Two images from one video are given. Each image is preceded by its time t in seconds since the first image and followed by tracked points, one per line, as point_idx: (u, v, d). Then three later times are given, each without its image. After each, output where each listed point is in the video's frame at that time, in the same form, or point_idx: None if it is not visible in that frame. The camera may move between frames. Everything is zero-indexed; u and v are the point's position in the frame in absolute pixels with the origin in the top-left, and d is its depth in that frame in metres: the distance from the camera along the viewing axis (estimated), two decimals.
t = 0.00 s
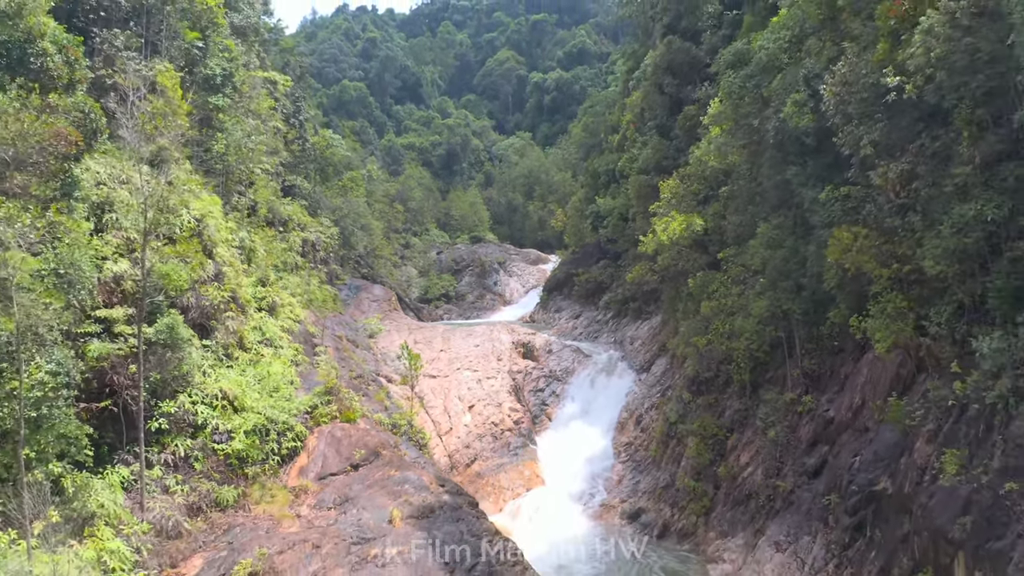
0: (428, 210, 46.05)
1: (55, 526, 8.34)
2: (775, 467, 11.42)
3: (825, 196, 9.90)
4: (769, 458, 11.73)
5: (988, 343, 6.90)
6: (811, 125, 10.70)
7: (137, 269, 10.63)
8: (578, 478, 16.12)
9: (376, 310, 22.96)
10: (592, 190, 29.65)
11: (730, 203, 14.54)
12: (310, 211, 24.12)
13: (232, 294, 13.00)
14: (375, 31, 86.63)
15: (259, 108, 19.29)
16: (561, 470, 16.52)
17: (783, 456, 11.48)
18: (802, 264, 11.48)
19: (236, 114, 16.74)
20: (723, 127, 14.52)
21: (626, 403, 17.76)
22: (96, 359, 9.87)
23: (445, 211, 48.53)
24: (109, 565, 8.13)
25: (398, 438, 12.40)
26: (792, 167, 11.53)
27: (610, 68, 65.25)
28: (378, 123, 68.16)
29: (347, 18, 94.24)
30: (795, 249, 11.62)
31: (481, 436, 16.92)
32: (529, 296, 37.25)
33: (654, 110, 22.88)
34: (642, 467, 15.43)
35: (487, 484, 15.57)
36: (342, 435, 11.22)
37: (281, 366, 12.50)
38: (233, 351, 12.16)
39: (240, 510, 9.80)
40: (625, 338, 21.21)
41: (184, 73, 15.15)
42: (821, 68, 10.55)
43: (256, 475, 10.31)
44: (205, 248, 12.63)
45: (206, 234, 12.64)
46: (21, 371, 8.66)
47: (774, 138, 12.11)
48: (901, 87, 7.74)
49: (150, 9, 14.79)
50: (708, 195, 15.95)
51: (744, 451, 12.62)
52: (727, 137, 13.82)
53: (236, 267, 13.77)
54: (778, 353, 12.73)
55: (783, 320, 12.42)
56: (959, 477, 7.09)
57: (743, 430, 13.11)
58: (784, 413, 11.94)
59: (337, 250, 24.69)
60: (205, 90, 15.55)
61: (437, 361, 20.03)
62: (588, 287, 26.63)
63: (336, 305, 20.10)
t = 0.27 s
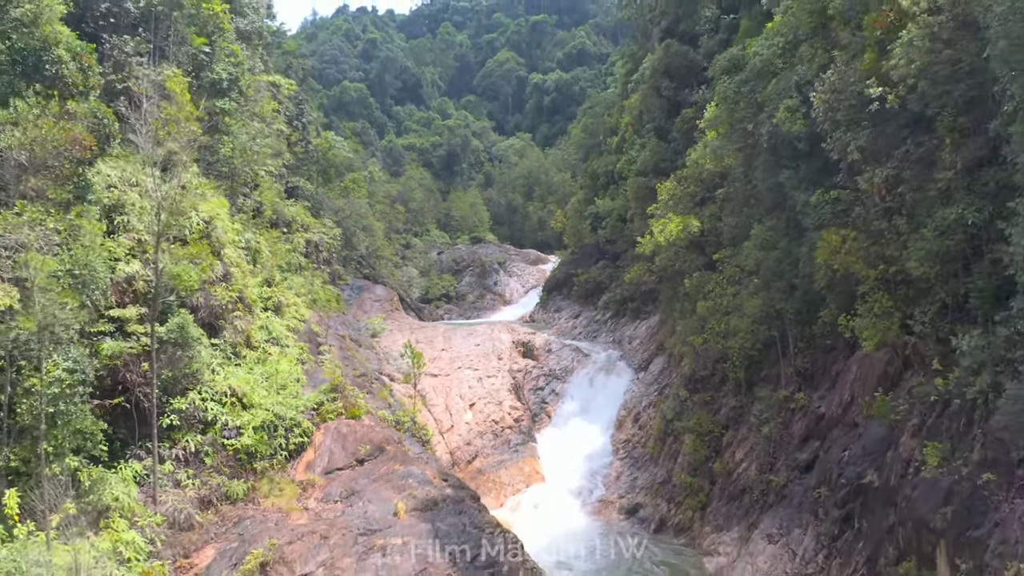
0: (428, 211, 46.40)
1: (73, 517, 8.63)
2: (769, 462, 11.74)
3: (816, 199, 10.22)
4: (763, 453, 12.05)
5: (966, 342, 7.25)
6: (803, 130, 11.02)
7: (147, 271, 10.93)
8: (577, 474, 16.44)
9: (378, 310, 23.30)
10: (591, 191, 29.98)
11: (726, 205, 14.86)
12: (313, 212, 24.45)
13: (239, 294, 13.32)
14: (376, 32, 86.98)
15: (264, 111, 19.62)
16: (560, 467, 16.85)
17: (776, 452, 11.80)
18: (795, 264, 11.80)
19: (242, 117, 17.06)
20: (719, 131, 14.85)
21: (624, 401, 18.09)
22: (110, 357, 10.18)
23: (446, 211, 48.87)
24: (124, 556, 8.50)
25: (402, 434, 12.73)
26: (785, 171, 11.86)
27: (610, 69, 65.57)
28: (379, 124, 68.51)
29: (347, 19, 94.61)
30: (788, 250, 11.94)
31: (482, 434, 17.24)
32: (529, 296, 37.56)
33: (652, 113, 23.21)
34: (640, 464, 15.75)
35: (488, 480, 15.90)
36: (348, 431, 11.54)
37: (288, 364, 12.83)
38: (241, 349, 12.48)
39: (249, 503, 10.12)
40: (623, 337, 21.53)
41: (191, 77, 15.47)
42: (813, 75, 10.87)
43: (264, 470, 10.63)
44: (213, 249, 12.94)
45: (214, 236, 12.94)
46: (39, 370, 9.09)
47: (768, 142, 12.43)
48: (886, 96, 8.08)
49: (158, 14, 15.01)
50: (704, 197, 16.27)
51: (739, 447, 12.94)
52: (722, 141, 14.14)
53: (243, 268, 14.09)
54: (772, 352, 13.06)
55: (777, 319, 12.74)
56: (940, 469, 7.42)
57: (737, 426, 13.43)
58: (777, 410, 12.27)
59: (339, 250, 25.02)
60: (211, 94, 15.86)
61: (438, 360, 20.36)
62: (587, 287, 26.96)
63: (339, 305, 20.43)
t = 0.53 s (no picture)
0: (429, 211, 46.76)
1: (91, 508, 8.92)
2: (761, 457, 12.11)
3: (805, 202, 10.62)
4: (756, 449, 12.43)
5: (944, 339, 7.66)
6: (794, 136, 11.40)
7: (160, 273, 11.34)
8: (576, 470, 16.84)
9: (381, 310, 23.68)
10: (590, 193, 30.37)
11: (721, 208, 15.24)
12: (316, 214, 24.86)
13: (248, 295, 13.71)
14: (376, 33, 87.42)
15: (269, 114, 20.01)
16: (559, 463, 17.24)
17: (768, 447, 12.19)
18: (786, 266, 12.20)
19: (247, 121, 17.43)
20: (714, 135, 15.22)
21: (622, 399, 18.49)
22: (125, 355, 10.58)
23: (446, 212, 49.26)
24: (141, 544, 8.76)
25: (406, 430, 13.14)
26: (777, 175, 12.24)
27: (609, 71, 65.91)
28: (379, 125, 68.90)
29: (347, 20, 95.08)
30: (780, 251, 12.33)
31: (483, 431, 17.65)
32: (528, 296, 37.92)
33: (649, 116, 23.60)
34: (638, 459, 16.13)
35: (489, 476, 16.31)
36: (354, 426, 11.96)
37: (295, 362, 13.22)
38: (250, 347, 12.87)
39: (260, 496, 10.49)
40: (622, 337, 21.93)
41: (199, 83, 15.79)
42: (803, 82, 11.26)
43: (274, 464, 11.02)
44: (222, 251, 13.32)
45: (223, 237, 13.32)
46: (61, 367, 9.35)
47: (760, 147, 12.80)
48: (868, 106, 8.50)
49: (168, 22, 15.31)
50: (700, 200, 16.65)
51: (733, 443, 13.32)
52: (717, 145, 14.53)
53: (251, 269, 14.47)
54: (765, 350, 13.47)
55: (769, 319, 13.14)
56: (920, 460, 7.80)
57: (731, 423, 13.82)
58: (769, 406, 12.67)
59: (342, 251, 25.41)
60: (218, 99, 16.26)
61: (440, 358, 20.76)
62: (586, 287, 27.36)
63: (342, 305, 20.84)
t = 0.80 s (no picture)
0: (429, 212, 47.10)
1: (107, 500, 9.19)
2: (756, 453, 12.44)
3: (797, 204, 10.95)
4: (750, 445, 12.76)
5: (927, 337, 8.00)
6: (787, 140, 11.72)
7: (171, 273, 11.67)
8: (575, 466, 17.16)
9: (383, 310, 24.02)
10: (590, 194, 30.70)
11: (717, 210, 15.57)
12: (319, 215, 25.19)
13: (255, 295, 14.04)
14: (377, 33, 87.69)
15: (274, 117, 20.33)
16: (559, 460, 17.57)
17: (761, 443, 12.51)
18: (780, 266, 12.54)
19: (253, 123, 17.74)
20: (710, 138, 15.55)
21: (621, 397, 18.83)
22: (137, 353, 10.88)
23: (447, 212, 49.58)
24: (155, 535, 9.04)
25: (409, 426, 13.48)
26: (771, 178, 12.56)
27: (608, 72, 66.24)
28: (380, 126, 69.20)
29: (348, 21, 95.36)
30: (774, 252, 12.68)
31: (484, 428, 18.00)
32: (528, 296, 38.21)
33: (648, 118, 23.93)
34: (635, 456, 16.46)
35: (490, 472, 16.65)
36: (359, 422, 12.32)
37: (301, 360, 13.57)
38: (257, 346, 13.21)
39: (268, 490, 10.81)
40: (620, 336, 22.27)
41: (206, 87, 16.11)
42: (796, 88, 11.60)
43: (282, 459, 11.36)
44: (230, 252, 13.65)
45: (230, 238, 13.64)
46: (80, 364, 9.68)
47: (755, 150, 13.13)
48: (854, 114, 8.86)
49: (176, 27, 15.59)
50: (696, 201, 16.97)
51: (728, 440, 13.65)
52: (713, 148, 14.85)
53: (257, 270, 14.81)
54: (759, 348, 13.82)
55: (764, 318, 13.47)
56: (905, 453, 8.12)
57: (727, 420, 14.15)
58: (763, 403, 13.02)
59: (344, 251, 25.73)
60: (224, 102, 16.59)
61: (441, 357, 21.09)
62: (585, 287, 27.70)
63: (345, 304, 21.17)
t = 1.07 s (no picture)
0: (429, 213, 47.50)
1: (125, 492, 9.58)
2: (750, 448, 12.82)
3: (789, 208, 11.35)
4: (744, 440, 13.15)
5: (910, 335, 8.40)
6: (779, 145, 12.12)
7: (182, 274, 12.05)
8: (575, 463, 17.54)
9: (386, 309, 24.43)
10: (589, 195, 31.10)
11: (713, 212, 15.97)
12: (322, 216, 25.60)
13: (263, 295, 14.43)
14: (377, 35, 88.11)
15: (279, 120, 20.73)
16: (559, 456, 17.96)
17: (755, 438, 12.89)
18: (773, 267, 12.94)
19: (259, 127, 18.13)
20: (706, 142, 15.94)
21: (619, 395, 19.21)
22: (152, 351, 11.26)
23: (448, 213, 49.97)
24: (171, 526, 9.37)
25: (413, 422, 13.89)
26: (764, 181, 12.96)
27: (608, 73, 66.60)
28: (381, 127, 69.61)
29: (349, 22, 95.80)
30: (767, 254, 13.08)
31: (485, 426, 18.40)
32: (528, 296, 38.57)
33: (646, 121, 24.33)
34: (633, 452, 16.85)
35: (491, 468, 17.04)
36: (365, 418, 12.72)
37: (308, 358, 13.97)
38: (265, 344, 13.60)
39: (278, 483, 11.19)
40: (619, 335, 22.67)
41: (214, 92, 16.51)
42: (788, 94, 11.98)
43: (291, 453, 11.75)
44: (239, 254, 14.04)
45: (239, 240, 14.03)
46: (98, 361, 10.00)
47: (749, 155, 13.52)
48: (839, 122, 9.27)
49: (184, 34, 15.97)
50: (693, 203, 17.36)
51: (723, 436, 14.03)
52: (709, 152, 15.24)
53: (265, 271, 15.20)
54: (753, 347, 14.22)
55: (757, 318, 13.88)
56: (889, 446, 8.53)
57: (722, 417, 14.54)
58: (756, 400, 13.41)
59: (347, 252, 26.13)
60: (231, 107, 16.99)
61: (443, 356, 21.49)
62: (584, 288, 28.09)
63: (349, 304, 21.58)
